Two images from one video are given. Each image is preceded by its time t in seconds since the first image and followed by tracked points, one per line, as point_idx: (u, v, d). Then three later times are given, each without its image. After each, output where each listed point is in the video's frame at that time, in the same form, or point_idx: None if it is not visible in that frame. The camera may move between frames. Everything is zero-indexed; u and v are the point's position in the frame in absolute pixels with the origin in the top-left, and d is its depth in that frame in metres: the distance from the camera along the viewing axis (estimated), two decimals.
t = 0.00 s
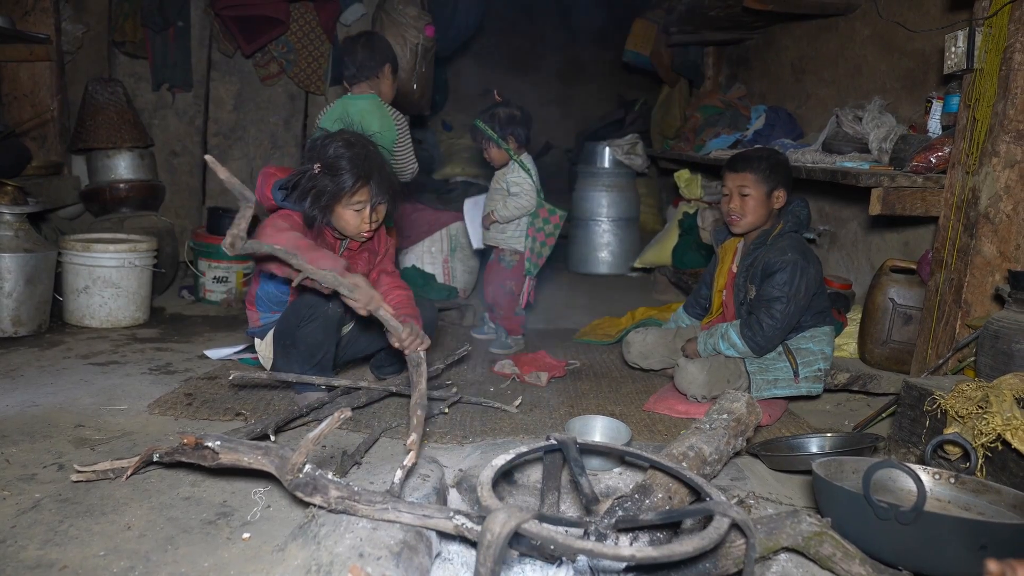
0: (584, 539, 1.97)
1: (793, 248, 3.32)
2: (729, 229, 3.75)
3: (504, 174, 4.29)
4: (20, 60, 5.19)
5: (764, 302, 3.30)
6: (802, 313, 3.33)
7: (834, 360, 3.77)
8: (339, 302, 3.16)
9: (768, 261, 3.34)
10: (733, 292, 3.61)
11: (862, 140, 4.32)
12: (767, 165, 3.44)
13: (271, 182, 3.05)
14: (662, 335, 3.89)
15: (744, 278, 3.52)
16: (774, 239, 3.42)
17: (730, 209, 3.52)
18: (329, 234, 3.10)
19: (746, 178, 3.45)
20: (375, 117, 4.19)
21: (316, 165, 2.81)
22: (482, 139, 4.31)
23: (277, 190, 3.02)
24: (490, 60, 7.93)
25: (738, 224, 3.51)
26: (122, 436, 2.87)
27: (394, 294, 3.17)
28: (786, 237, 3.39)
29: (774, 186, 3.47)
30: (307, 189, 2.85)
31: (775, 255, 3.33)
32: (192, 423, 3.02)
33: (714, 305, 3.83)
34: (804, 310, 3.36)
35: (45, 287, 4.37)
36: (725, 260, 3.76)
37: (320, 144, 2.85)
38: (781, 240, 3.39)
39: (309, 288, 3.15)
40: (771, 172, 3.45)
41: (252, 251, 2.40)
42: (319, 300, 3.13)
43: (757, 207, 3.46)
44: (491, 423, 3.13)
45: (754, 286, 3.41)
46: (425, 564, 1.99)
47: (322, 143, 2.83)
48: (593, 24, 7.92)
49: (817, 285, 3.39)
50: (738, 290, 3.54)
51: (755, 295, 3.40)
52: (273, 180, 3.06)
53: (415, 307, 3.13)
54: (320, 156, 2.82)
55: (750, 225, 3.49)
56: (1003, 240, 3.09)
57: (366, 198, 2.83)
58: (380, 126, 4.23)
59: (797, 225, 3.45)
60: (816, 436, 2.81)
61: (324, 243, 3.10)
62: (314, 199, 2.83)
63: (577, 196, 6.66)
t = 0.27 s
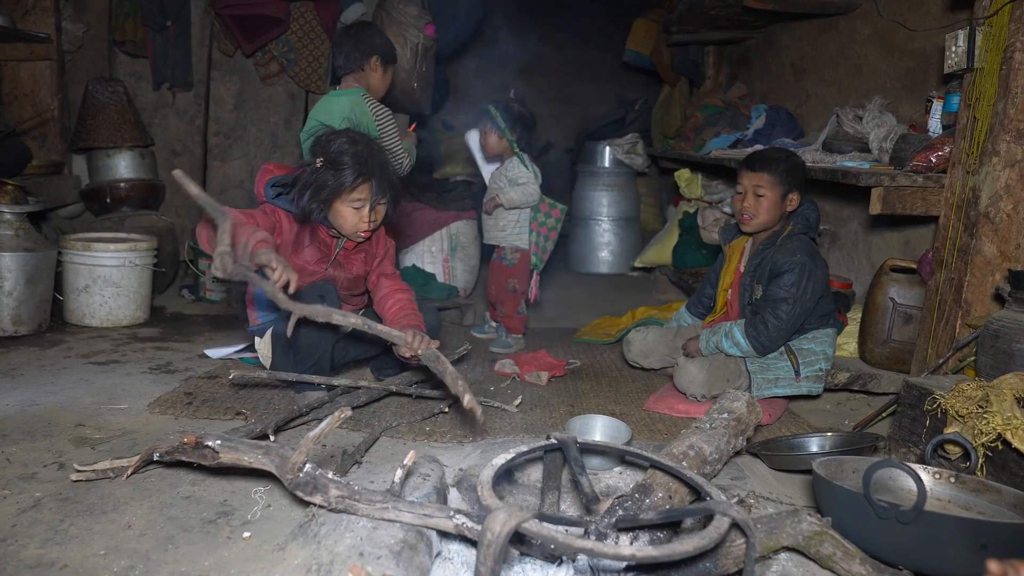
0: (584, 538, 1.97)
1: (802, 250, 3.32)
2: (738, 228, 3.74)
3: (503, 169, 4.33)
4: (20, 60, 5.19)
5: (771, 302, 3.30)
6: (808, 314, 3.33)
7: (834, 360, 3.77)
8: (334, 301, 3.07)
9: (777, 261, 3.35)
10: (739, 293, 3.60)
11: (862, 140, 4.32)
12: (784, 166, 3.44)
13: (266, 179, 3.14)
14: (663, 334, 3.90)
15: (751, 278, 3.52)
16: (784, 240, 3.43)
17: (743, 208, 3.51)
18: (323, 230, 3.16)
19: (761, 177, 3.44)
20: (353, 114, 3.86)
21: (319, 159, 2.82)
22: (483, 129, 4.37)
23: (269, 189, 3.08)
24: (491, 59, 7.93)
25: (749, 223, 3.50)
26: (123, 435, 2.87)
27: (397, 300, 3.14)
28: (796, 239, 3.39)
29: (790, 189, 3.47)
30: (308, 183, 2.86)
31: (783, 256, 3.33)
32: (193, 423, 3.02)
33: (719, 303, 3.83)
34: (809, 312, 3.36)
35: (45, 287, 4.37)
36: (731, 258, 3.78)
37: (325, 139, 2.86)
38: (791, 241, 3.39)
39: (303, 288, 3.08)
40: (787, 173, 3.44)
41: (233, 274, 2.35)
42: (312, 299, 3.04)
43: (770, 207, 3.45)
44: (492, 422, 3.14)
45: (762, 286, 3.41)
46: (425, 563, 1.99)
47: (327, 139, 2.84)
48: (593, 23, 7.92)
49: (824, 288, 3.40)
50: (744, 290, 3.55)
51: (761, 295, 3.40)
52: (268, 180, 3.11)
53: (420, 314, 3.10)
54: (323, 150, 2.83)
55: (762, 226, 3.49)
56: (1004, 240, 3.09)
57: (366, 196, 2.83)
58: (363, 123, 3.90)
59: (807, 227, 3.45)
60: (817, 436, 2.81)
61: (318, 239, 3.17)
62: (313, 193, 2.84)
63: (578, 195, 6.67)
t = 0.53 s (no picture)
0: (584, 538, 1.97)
1: (802, 250, 3.33)
2: (740, 228, 3.74)
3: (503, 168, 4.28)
4: (20, 60, 5.18)
5: (769, 301, 3.30)
6: (806, 314, 3.33)
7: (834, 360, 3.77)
8: (329, 305, 3.09)
9: (776, 261, 3.34)
10: (738, 294, 3.60)
11: (862, 140, 4.32)
12: (789, 167, 3.44)
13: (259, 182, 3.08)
14: (662, 335, 3.90)
15: (750, 277, 3.52)
16: (783, 239, 3.43)
17: (748, 208, 3.51)
18: (314, 232, 3.16)
19: (766, 179, 3.44)
20: (350, 114, 3.86)
21: (314, 152, 2.84)
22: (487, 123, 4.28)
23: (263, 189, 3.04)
24: (491, 59, 7.93)
25: (752, 224, 3.50)
26: (122, 436, 2.87)
27: (404, 302, 3.13)
28: (795, 239, 3.40)
29: (794, 191, 3.48)
30: (302, 176, 2.86)
31: (783, 255, 3.33)
32: (192, 423, 3.02)
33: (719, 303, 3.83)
34: (808, 312, 3.36)
35: (45, 287, 4.37)
36: (731, 258, 3.79)
37: (322, 135, 2.89)
38: (791, 241, 3.39)
39: (298, 292, 3.08)
40: (791, 175, 3.44)
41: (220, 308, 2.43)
42: (307, 303, 3.05)
43: (775, 208, 3.46)
44: (491, 423, 3.14)
45: (761, 286, 3.40)
46: (425, 563, 1.99)
47: (324, 134, 2.87)
48: (593, 24, 7.92)
49: (823, 288, 3.40)
50: (744, 289, 3.54)
51: (760, 294, 3.40)
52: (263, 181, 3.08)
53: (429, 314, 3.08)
54: (319, 144, 2.84)
55: (766, 228, 3.49)
56: (1003, 241, 3.10)
57: (359, 190, 2.82)
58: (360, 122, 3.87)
59: (807, 228, 3.46)
60: (817, 437, 2.80)
61: (311, 242, 3.17)
62: (306, 185, 2.84)
63: (577, 195, 6.67)
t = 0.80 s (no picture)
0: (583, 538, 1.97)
1: (801, 248, 3.33)
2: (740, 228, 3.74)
3: (513, 170, 4.24)
4: (19, 59, 5.18)
5: (768, 300, 3.30)
6: (805, 313, 3.33)
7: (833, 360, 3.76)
8: (334, 308, 3.16)
9: (775, 260, 3.35)
10: (737, 293, 3.60)
11: (861, 140, 4.32)
12: (788, 167, 3.44)
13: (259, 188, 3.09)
14: (662, 335, 3.90)
15: (749, 276, 3.52)
16: (782, 239, 3.44)
17: (748, 209, 3.51)
18: (314, 237, 3.16)
19: (766, 179, 3.44)
20: (349, 113, 3.85)
21: (317, 150, 2.83)
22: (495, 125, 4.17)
23: (260, 199, 3.01)
24: (490, 59, 7.92)
25: (753, 224, 3.51)
26: (122, 435, 2.87)
27: (403, 301, 3.06)
28: (794, 238, 3.40)
29: (794, 191, 3.48)
30: (302, 174, 2.86)
31: (781, 254, 3.34)
32: (191, 422, 3.02)
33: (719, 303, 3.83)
34: (807, 311, 3.36)
35: (44, 287, 4.36)
36: (731, 257, 3.79)
37: (325, 133, 2.89)
38: (789, 240, 3.39)
39: (303, 296, 3.16)
40: (791, 175, 3.45)
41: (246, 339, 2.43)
42: (314, 307, 3.13)
43: (775, 208, 3.46)
44: (491, 423, 3.14)
45: (760, 285, 3.41)
46: (424, 563, 1.99)
47: (327, 133, 2.88)
48: (592, 23, 7.92)
49: (822, 287, 3.40)
50: (743, 289, 3.54)
51: (759, 293, 3.40)
52: (259, 190, 3.05)
53: (430, 312, 3.02)
54: (322, 142, 2.85)
55: (767, 228, 3.50)
56: (1002, 240, 3.10)
57: (360, 190, 2.81)
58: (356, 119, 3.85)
59: (807, 227, 3.45)
60: (816, 436, 2.80)
61: (312, 248, 3.18)
62: (306, 182, 2.83)
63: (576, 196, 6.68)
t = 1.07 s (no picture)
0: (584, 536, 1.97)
1: (802, 246, 3.33)
2: (741, 225, 3.74)
3: (521, 169, 4.23)
4: (19, 56, 5.17)
5: (769, 298, 3.31)
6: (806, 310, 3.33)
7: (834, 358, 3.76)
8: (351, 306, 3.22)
9: (777, 258, 3.35)
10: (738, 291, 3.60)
11: (863, 138, 4.31)
12: (789, 166, 3.42)
13: (266, 200, 2.99)
14: (663, 332, 3.90)
15: (750, 274, 3.52)
16: (781, 237, 3.43)
17: (749, 212, 3.48)
18: (328, 241, 3.13)
19: (766, 182, 3.42)
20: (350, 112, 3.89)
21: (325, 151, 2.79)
22: (499, 126, 4.13)
23: (274, 214, 2.94)
24: (491, 56, 7.91)
25: (753, 225, 3.49)
26: (123, 433, 2.87)
27: (395, 295, 3.26)
28: (796, 236, 3.40)
29: (794, 190, 3.48)
30: (310, 175, 2.83)
31: (783, 252, 3.34)
32: (193, 420, 3.02)
33: (719, 301, 3.83)
34: (809, 308, 3.37)
35: (45, 285, 4.36)
36: (732, 255, 3.79)
37: (333, 133, 2.84)
38: (790, 238, 3.40)
39: (320, 296, 3.19)
40: (790, 174, 3.43)
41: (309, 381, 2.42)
42: (332, 306, 3.17)
43: (777, 209, 3.45)
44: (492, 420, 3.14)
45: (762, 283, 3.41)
46: (425, 560, 1.99)
47: (336, 133, 2.83)
48: (593, 21, 7.91)
49: (823, 285, 3.40)
50: (744, 286, 3.54)
51: (761, 291, 3.41)
52: (269, 203, 2.96)
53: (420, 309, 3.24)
54: (331, 143, 2.80)
55: (769, 228, 3.49)
56: (1004, 238, 3.09)
57: (367, 195, 2.80)
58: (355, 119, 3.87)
59: (808, 225, 3.45)
60: (817, 433, 2.79)
61: (327, 253, 3.14)
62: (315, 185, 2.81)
63: (578, 194, 6.67)
